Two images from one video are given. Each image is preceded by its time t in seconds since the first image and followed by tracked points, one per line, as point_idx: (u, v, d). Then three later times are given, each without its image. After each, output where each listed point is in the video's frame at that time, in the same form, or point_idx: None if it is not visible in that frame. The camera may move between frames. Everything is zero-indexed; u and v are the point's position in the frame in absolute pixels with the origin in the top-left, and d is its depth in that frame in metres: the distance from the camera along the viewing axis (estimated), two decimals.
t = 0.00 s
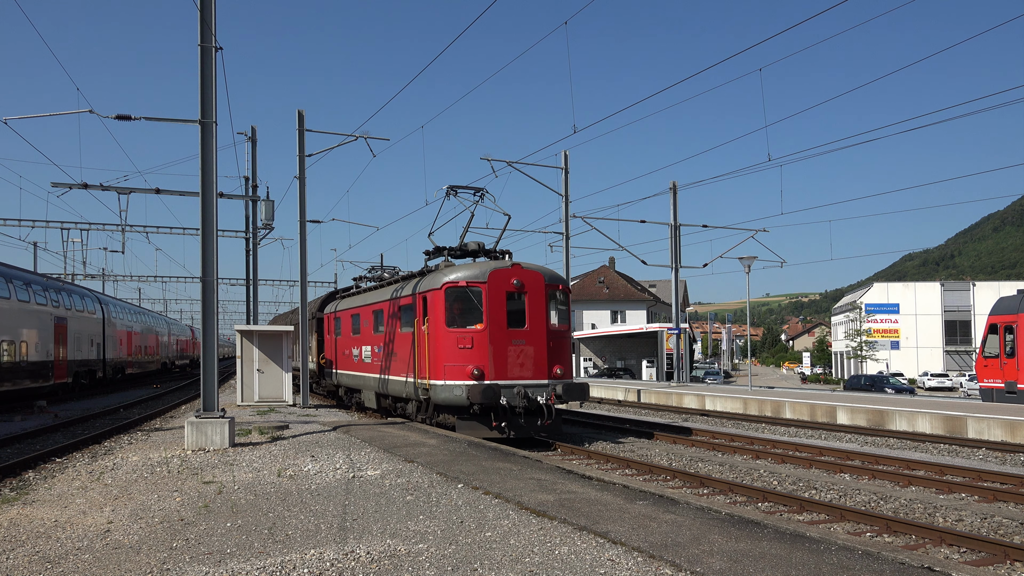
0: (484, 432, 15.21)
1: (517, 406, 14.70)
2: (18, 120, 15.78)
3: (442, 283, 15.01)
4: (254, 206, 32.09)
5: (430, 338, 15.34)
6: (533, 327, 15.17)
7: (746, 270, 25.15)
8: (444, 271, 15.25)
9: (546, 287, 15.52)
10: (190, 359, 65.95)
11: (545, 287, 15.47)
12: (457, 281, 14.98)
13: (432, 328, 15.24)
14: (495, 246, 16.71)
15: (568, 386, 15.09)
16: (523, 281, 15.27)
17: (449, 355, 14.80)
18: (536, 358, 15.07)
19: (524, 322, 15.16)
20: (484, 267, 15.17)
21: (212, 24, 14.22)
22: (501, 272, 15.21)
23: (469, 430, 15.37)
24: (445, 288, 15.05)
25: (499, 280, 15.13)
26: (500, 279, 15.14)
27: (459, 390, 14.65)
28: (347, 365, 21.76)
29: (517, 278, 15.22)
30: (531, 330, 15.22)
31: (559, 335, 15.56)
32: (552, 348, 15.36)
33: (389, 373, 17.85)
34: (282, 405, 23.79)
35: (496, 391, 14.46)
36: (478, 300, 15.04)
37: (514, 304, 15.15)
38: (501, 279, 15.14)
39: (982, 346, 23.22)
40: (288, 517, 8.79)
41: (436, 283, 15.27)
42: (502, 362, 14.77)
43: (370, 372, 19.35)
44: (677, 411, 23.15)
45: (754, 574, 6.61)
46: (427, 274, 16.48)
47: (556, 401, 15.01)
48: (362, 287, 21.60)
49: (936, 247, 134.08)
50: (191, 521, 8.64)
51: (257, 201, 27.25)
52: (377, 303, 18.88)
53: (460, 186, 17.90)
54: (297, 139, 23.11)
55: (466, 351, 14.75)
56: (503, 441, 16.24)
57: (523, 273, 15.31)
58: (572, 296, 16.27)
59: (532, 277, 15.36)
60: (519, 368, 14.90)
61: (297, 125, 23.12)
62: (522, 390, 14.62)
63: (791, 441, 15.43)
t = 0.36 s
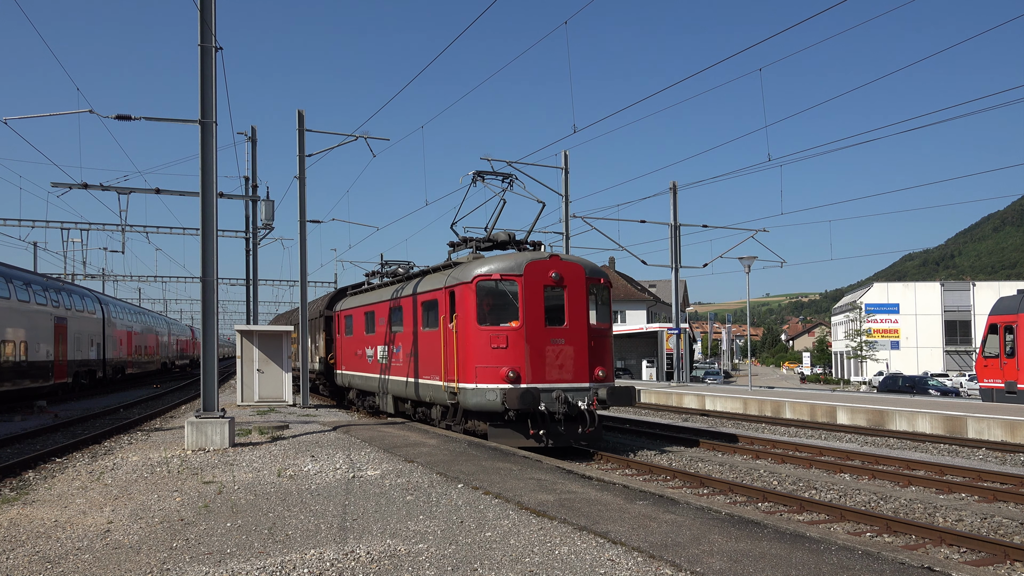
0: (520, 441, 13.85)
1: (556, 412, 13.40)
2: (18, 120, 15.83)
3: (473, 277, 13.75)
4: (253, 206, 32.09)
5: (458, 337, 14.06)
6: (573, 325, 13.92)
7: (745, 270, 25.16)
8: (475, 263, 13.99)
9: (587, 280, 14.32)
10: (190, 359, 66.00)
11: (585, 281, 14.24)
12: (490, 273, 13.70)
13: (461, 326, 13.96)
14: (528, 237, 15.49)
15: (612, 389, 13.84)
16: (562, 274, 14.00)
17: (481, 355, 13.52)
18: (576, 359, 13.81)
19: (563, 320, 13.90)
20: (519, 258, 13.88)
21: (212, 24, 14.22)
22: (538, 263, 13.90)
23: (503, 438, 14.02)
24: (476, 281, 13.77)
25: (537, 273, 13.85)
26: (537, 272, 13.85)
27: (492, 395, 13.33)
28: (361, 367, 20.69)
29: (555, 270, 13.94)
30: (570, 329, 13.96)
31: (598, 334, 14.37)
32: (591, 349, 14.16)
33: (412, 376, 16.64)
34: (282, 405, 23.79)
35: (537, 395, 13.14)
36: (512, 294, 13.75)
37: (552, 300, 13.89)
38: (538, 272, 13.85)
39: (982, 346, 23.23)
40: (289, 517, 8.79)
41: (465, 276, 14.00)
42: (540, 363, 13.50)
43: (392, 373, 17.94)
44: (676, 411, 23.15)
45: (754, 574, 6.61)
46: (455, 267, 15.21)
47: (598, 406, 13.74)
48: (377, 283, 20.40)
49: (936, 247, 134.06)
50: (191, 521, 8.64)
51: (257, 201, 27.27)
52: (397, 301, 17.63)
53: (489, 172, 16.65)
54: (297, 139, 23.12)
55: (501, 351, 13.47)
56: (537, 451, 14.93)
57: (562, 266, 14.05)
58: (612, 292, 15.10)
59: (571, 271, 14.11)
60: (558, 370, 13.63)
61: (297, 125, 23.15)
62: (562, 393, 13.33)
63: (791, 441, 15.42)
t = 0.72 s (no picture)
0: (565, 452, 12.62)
1: (605, 419, 12.20)
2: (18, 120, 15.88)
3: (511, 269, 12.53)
4: (254, 206, 32.10)
5: (494, 335, 12.86)
6: (623, 322, 12.69)
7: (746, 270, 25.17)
8: (514, 254, 12.74)
9: (637, 272, 13.08)
10: (190, 360, 66.06)
11: (635, 273, 12.99)
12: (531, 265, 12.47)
13: (498, 324, 12.75)
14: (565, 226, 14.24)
15: (664, 394, 12.63)
16: (610, 266, 12.76)
17: (521, 356, 12.30)
18: (625, 361, 12.61)
19: (611, 317, 12.69)
20: (562, 249, 12.62)
21: (212, 24, 14.23)
22: (584, 254, 12.64)
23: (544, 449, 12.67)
24: (515, 274, 12.54)
25: (583, 264, 12.60)
26: (583, 263, 12.60)
27: (533, 401, 12.12)
28: (377, 368, 19.51)
29: (603, 261, 12.69)
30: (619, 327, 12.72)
31: (649, 332, 13.10)
32: (641, 350, 12.92)
33: (420, 377, 16.44)
34: (282, 405, 23.80)
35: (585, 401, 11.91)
36: (555, 289, 12.52)
37: (599, 294, 12.67)
38: (584, 264, 12.60)
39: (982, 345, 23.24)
40: (289, 517, 8.79)
41: (502, 268, 12.76)
42: (587, 365, 12.30)
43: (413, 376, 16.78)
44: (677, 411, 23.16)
45: (754, 574, 6.61)
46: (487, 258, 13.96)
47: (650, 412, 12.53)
48: (393, 279, 19.12)
49: (936, 247, 134.05)
50: (191, 521, 8.65)
51: (257, 201, 27.27)
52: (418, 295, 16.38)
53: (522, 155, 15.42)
54: (297, 139, 23.14)
55: (543, 351, 12.25)
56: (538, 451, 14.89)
57: (611, 256, 12.80)
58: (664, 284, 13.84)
59: (620, 261, 12.85)
60: (606, 373, 12.40)
61: (297, 125, 23.17)
62: (611, 399, 12.13)
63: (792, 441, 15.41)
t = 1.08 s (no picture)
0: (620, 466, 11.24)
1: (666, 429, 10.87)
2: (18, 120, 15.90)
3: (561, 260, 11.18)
4: (253, 206, 32.08)
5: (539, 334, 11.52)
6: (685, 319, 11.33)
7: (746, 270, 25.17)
8: (563, 243, 11.35)
9: (699, 262, 11.70)
10: (190, 359, 66.10)
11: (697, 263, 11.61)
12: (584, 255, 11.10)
13: (544, 321, 11.39)
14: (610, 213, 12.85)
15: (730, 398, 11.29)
16: (670, 255, 11.39)
17: (573, 357, 10.94)
18: (688, 362, 11.25)
19: (672, 313, 11.32)
20: (617, 236, 11.26)
21: (212, 23, 14.22)
22: (641, 242, 11.28)
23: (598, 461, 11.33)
24: (564, 265, 11.18)
25: (641, 253, 11.22)
26: (641, 252, 11.22)
27: (586, 408, 10.79)
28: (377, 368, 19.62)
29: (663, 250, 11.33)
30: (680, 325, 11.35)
31: (714, 331, 11.70)
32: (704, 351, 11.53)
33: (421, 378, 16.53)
34: (282, 405, 23.80)
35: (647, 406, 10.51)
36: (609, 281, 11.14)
37: (658, 288, 11.30)
38: (642, 252, 11.23)
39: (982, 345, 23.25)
40: (289, 517, 8.79)
41: (549, 258, 11.39)
42: (647, 368, 10.92)
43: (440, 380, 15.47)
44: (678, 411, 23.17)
45: (754, 574, 6.60)
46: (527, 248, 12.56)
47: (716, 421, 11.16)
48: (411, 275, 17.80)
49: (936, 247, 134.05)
50: (191, 521, 8.64)
51: (257, 201, 27.26)
52: (445, 290, 15.00)
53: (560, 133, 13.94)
54: (297, 139, 23.12)
55: (597, 352, 10.89)
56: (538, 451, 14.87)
57: (672, 244, 11.43)
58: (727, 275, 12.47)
59: (681, 250, 11.47)
60: (667, 377, 11.04)
61: (297, 125, 23.16)
62: (677, 408, 10.79)
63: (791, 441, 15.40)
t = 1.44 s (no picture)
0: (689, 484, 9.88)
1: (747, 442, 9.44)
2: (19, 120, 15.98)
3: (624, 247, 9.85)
4: (254, 205, 32.11)
5: (597, 334, 10.20)
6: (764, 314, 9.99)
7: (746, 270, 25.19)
8: (627, 227, 9.98)
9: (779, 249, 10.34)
10: (190, 359, 66.11)
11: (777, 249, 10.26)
12: (653, 240, 9.75)
13: (604, 317, 10.07)
14: (668, 195, 11.50)
15: (817, 406, 9.87)
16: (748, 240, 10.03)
17: (639, 358, 9.63)
18: (768, 365, 9.90)
19: (749, 309, 9.98)
20: (688, 218, 9.91)
21: (212, 24, 14.22)
22: (716, 226, 9.91)
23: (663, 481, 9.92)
24: (627, 253, 9.84)
25: (716, 239, 9.86)
26: (716, 238, 9.86)
27: (655, 418, 9.48)
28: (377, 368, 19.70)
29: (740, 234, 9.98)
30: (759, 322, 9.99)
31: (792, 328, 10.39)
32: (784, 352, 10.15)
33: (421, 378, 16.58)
34: (282, 405, 23.81)
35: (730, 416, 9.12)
36: (680, 271, 9.78)
37: (735, 279, 9.96)
38: (718, 237, 9.87)
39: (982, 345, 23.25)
40: (289, 517, 8.79)
41: (611, 245, 10.02)
42: (723, 371, 9.58)
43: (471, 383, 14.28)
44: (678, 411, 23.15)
45: (754, 574, 6.60)
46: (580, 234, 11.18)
47: (801, 431, 9.75)
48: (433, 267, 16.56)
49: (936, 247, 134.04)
50: (191, 521, 8.64)
51: (257, 200, 27.26)
52: (478, 283, 13.73)
53: (610, 108, 12.47)
54: (297, 139, 23.11)
55: (666, 352, 9.58)
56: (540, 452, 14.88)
57: (750, 228, 10.08)
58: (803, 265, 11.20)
59: (760, 234, 10.12)
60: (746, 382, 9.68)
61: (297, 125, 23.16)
62: (759, 417, 9.35)
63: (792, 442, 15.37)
